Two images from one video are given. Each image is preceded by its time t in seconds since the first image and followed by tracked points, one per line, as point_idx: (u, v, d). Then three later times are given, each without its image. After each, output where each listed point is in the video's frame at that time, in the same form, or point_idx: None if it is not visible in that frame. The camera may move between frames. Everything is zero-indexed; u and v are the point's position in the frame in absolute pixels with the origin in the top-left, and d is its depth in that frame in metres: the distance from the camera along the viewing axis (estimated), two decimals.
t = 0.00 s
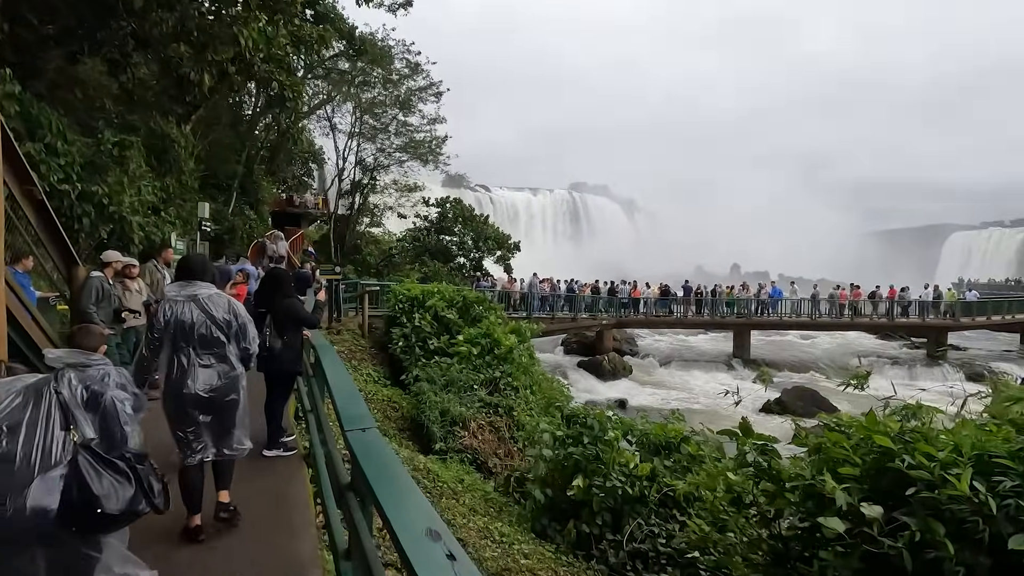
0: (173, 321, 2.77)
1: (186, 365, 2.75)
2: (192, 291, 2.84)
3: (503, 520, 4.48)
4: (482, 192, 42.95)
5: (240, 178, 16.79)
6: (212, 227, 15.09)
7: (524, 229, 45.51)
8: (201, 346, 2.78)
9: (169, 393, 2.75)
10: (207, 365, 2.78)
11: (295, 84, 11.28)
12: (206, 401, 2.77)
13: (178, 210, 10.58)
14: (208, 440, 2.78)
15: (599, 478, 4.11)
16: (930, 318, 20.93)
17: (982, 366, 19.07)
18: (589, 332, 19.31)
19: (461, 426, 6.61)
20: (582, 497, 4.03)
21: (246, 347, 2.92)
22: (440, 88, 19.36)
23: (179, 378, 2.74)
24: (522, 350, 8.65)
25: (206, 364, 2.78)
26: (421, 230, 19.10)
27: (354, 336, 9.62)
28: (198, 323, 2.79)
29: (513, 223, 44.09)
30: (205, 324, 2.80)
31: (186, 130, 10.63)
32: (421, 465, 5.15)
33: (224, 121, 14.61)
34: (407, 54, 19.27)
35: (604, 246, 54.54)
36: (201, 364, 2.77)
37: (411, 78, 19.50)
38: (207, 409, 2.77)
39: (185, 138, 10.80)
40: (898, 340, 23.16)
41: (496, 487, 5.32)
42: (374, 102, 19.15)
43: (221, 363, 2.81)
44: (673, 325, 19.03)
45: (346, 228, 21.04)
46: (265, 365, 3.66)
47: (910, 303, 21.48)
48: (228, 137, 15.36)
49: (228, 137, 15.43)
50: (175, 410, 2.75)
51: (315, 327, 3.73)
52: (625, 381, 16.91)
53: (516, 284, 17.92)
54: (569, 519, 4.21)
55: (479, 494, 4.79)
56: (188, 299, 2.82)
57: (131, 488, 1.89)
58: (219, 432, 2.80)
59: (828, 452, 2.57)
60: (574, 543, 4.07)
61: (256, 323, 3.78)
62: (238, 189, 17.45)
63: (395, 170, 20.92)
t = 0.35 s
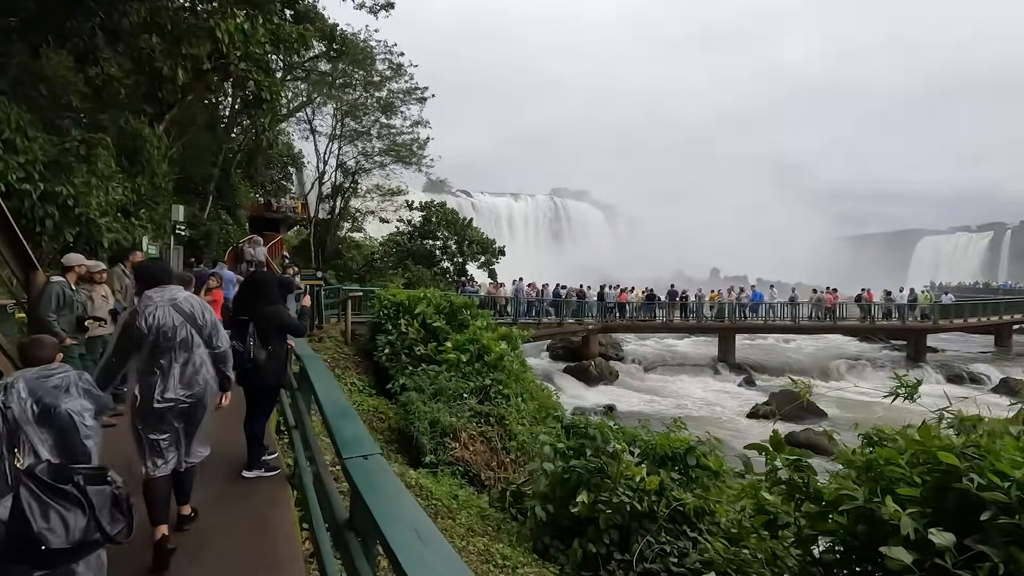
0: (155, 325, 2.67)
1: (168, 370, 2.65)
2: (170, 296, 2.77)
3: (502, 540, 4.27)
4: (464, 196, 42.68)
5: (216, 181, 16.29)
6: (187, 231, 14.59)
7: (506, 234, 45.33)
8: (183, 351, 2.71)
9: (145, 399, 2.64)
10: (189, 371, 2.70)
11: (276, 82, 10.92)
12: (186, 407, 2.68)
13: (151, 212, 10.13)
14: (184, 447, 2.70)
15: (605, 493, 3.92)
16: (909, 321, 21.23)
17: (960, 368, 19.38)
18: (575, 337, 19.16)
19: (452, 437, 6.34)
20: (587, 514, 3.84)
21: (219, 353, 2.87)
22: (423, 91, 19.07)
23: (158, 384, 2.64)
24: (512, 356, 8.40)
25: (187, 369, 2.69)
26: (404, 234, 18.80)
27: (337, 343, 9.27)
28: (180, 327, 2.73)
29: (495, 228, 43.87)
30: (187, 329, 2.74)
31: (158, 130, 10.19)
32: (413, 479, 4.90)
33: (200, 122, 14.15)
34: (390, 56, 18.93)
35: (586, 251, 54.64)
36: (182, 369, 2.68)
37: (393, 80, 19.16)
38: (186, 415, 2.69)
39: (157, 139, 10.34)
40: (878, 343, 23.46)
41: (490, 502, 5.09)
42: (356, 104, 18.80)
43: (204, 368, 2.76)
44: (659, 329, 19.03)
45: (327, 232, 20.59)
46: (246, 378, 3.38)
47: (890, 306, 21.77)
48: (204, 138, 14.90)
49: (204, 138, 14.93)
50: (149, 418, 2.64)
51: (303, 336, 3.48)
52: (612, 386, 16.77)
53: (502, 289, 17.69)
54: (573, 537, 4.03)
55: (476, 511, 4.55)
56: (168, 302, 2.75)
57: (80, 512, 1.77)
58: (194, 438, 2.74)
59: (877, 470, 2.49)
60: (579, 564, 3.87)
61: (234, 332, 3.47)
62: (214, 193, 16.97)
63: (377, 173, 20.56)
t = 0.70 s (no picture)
0: (114, 339, 2.51)
1: (133, 384, 2.51)
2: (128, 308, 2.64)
3: (501, 570, 4.09)
4: (444, 203, 42.34)
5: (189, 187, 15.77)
6: (158, 238, 14.07)
7: (487, 240, 45.09)
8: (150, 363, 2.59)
9: (105, 419, 2.46)
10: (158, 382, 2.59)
11: (253, 85, 10.56)
12: (152, 423, 2.55)
13: (119, 220, 9.68)
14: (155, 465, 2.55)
15: (608, 517, 3.70)
16: (887, 326, 21.55)
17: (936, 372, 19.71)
18: (559, 345, 19.00)
19: (440, 454, 6.07)
20: (590, 541, 3.61)
21: (173, 365, 2.94)
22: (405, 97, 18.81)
23: (120, 400, 2.47)
24: (500, 368, 8.16)
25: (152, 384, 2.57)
26: (385, 242, 18.46)
27: (317, 355, 8.93)
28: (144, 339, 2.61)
29: (475, 235, 43.59)
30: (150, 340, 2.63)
31: (126, 134, 9.74)
32: (401, 502, 4.63)
33: (173, 126, 13.68)
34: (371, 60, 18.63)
35: (567, 258, 54.67)
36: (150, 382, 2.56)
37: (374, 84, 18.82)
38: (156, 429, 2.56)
39: (126, 142, 9.89)
40: (857, 347, 23.77)
41: (482, 525, 4.84)
42: (336, 109, 18.45)
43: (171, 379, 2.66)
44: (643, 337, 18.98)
45: (305, 240, 20.12)
46: (223, 402, 3.09)
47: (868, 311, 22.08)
48: (177, 143, 14.42)
49: (177, 143, 14.43)
50: (110, 437, 2.47)
51: (285, 352, 3.24)
52: (598, 395, 16.62)
53: (485, 297, 17.44)
54: (574, 564, 3.80)
55: (469, 538, 4.29)
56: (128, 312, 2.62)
57: (6, 564, 1.82)
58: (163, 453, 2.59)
59: (933, 504, 2.20)
60: None
61: (206, 351, 3.16)
62: (187, 199, 16.43)
63: (357, 180, 20.18)
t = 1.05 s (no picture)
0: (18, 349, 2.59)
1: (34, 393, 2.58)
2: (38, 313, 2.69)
3: None
4: (424, 207, 41.82)
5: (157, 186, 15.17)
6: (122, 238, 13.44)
7: (466, 245, 44.65)
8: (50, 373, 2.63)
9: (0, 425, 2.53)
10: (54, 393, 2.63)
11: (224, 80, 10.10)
12: (53, 432, 2.60)
13: (79, 218, 9.15)
14: (45, 476, 2.59)
15: (606, 540, 3.44)
16: (862, 333, 21.82)
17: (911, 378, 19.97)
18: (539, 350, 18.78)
19: (420, 467, 5.73)
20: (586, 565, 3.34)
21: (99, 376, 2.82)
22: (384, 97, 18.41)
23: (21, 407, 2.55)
24: (483, 375, 7.85)
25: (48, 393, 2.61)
26: (362, 244, 17.99)
27: (290, 362, 8.50)
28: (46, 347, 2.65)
29: (454, 239, 43.11)
30: (53, 348, 2.66)
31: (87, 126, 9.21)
32: (380, 521, 4.31)
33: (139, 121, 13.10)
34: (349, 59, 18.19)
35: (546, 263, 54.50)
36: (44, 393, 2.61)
37: (353, 83, 18.37)
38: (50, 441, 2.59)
39: (87, 136, 9.36)
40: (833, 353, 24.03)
41: (465, 545, 4.54)
42: (313, 109, 17.95)
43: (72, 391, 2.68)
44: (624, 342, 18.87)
45: (279, 242, 19.52)
46: (183, 420, 2.73)
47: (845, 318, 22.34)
48: (143, 139, 13.81)
49: (144, 139, 13.83)
50: (12, 444, 2.54)
51: (254, 362, 2.92)
52: (579, 400, 16.44)
53: (466, 302, 17.10)
54: None
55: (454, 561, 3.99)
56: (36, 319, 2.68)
57: None
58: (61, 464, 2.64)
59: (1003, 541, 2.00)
60: None
61: (163, 362, 2.81)
62: (154, 199, 15.79)
63: (334, 181, 19.68)
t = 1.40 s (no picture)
0: None
1: None
2: None
3: None
4: (401, 213, 41.26)
5: (126, 189, 14.57)
6: (86, 243, 12.80)
7: (444, 251, 44.20)
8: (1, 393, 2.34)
9: None
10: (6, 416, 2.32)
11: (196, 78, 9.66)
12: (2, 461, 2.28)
13: (37, 222, 8.60)
14: None
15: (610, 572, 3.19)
16: (841, 339, 22.09)
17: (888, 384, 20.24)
18: (522, 358, 18.51)
19: (404, 488, 5.40)
20: None
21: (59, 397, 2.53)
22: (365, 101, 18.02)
23: None
24: (469, 387, 7.53)
25: None
26: (341, 250, 17.56)
27: (265, 374, 8.09)
28: None
29: (433, 245, 42.64)
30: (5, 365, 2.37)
31: (48, 124, 8.70)
32: (363, 551, 3.99)
33: (107, 121, 12.54)
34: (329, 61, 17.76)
35: (525, 270, 54.34)
36: None
37: (332, 86, 17.95)
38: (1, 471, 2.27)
39: (48, 134, 8.84)
40: (812, 360, 24.26)
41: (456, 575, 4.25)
42: (290, 111, 17.47)
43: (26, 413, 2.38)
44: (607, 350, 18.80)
45: (255, 247, 18.94)
46: (141, 454, 2.39)
47: (823, 324, 22.58)
48: (111, 140, 13.22)
49: (111, 140, 13.26)
50: None
51: (224, 386, 2.61)
52: (562, 409, 16.21)
53: (448, 309, 16.76)
54: None
55: None
56: None
57: None
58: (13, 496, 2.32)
59: None
60: None
61: (118, 387, 2.46)
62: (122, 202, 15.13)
63: (312, 185, 19.19)
